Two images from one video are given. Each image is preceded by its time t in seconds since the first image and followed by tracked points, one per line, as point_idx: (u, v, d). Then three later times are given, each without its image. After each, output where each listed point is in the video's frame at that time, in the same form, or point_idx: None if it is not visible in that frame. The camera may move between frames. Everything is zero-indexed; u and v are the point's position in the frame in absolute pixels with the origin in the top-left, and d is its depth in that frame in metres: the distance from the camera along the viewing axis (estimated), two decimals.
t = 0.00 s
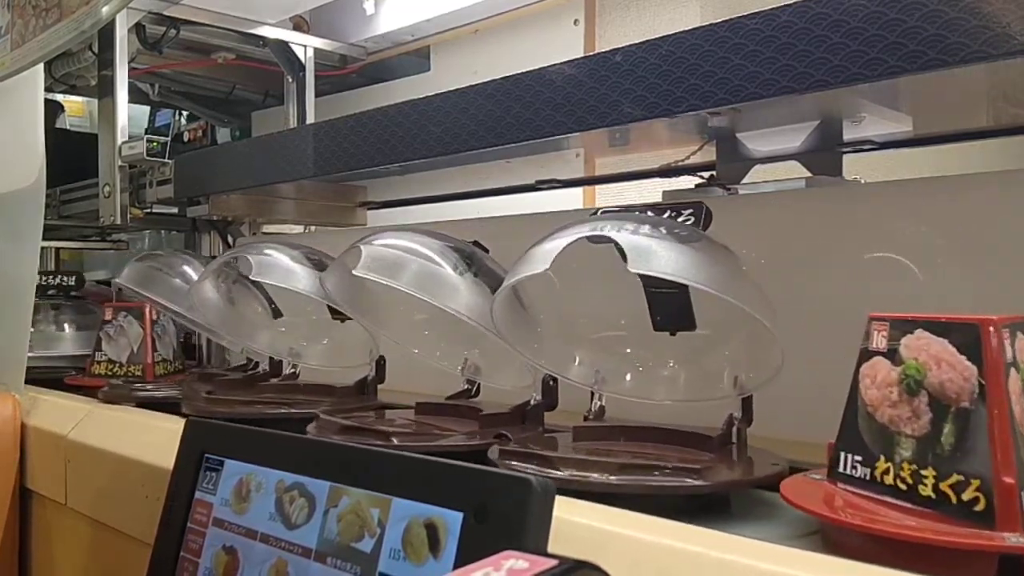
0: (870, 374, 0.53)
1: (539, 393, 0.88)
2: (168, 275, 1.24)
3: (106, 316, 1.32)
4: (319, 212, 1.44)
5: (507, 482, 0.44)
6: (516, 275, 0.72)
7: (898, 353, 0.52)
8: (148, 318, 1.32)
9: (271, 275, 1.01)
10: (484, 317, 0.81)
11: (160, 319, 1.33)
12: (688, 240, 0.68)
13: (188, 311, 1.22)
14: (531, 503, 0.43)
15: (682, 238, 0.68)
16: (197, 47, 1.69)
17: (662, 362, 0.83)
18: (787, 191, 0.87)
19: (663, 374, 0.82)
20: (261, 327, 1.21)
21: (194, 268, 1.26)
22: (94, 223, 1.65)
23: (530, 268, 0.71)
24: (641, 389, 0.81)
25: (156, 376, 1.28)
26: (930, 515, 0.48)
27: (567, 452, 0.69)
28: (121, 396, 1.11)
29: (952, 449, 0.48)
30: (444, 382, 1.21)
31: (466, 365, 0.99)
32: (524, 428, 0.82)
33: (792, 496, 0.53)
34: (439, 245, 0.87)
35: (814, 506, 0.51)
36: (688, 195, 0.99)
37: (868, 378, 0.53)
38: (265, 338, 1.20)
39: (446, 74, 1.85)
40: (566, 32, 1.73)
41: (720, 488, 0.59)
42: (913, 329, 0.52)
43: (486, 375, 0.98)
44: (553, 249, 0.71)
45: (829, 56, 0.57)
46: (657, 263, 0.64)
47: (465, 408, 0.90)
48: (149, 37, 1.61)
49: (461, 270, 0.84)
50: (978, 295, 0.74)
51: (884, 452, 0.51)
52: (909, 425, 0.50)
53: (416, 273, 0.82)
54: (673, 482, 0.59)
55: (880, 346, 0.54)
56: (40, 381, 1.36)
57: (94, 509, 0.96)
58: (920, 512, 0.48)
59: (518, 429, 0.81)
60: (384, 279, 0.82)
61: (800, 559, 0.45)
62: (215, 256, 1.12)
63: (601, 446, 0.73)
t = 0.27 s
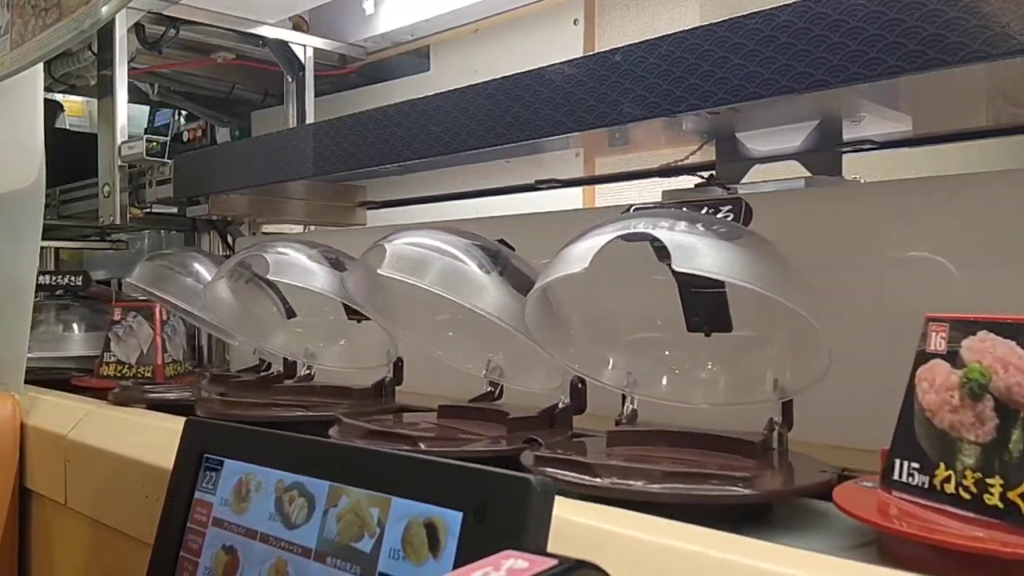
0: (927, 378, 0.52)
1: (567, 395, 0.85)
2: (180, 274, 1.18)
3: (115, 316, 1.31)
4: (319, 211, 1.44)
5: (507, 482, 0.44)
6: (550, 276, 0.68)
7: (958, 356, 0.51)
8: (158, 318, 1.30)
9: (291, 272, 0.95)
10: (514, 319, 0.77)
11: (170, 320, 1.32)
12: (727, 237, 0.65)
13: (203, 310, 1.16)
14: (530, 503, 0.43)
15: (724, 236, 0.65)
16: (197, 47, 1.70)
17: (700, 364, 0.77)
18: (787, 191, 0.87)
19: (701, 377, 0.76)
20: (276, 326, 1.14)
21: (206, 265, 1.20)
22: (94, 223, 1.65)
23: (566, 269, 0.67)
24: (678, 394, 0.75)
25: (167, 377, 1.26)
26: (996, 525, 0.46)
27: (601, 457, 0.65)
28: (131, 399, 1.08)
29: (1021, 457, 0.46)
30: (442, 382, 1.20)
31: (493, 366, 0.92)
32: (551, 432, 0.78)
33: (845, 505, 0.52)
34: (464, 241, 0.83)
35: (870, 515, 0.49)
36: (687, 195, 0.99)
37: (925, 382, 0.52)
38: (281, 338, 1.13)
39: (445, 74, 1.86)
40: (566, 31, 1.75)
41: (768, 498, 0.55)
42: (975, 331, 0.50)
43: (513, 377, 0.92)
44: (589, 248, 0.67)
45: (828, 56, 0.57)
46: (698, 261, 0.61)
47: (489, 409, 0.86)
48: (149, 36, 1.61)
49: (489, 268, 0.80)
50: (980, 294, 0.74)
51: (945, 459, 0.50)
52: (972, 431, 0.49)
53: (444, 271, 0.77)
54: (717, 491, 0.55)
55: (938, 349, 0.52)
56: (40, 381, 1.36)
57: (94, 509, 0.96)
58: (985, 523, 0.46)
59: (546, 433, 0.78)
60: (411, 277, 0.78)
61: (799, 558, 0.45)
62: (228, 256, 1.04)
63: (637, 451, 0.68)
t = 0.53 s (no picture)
0: (990, 382, 0.50)
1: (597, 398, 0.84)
2: (189, 271, 1.13)
3: (125, 316, 1.30)
4: (319, 211, 1.44)
5: (508, 482, 0.44)
6: (590, 276, 0.64)
7: None
8: (169, 318, 1.29)
9: (307, 270, 0.91)
10: (544, 318, 0.74)
11: (181, 320, 1.31)
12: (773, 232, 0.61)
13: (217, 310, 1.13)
14: (531, 503, 0.43)
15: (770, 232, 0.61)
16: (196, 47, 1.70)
17: (741, 366, 0.74)
18: (786, 191, 0.87)
19: (743, 380, 0.73)
20: (294, 328, 1.12)
21: (216, 261, 1.15)
22: (94, 223, 1.65)
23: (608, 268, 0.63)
24: (718, 398, 0.73)
25: (178, 379, 1.24)
26: None
27: (633, 463, 0.63)
28: (144, 400, 1.06)
29: None
30: (441, 381, 1.21)
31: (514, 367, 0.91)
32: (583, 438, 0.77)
33: (904, 515, 0.50)
34: (489, 237, 0.79)
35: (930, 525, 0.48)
36: (687, 194, 0.99)
37: (988, 386, 0.50)
38: (298, 339, 1.12)
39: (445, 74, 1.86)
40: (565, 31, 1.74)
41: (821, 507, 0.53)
42: None
43: (538, 380, 0.91)
44: (630, 245, 0.63)
45: (828, 56, 0.57)
46: (748, 259, 0.58)
47: (514, 412, 0.83)
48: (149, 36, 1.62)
49: (518, 265, 0.76)
50: (981, 294, 0.74)
51: (1010, 469, 0.48)
52: None
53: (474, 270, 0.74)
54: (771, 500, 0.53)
55: (1003, 351, 0.51)
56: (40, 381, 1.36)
57: (94, 509, 0.96)
58: None
59: (578, 439, 0.77)
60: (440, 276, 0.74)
61: (797, 558, 0.45)
62: (244, 255, 1.01)
63: (678, 457, 0.66)
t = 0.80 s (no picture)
0: None
1: (629, 401, 0.81)
2: (207, 271, 1.12)
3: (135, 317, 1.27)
4: (319, 211, 1.44)
5: (508, 482, 0.44)
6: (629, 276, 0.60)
7: None
8: (181, 318, 1.26)
9: (324, 266, 0.88)
10: (576, 318, 0.71)
11: (193, 320, 1.28)
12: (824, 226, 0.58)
13: (234, 312, 1.11)
14: (531, 502, 0.43)
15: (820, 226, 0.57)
16: (196, 47, 1.70)
17: (786, 368, 0.72)
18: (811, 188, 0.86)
19: (788, 383, 0.71)
20: (313, 330, 1.11)
21: (235, 262, 1.13)
22: (93, 222, 1.65)
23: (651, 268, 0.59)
24: (761, 402, 0.70)
25: (190, 380, 1.22)
26: None
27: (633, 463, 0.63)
28: (159, 404, 1.04)
29: None
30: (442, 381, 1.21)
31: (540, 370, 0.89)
32: (617, 443, 0.75)
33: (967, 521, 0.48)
34: (515, 234, 0.75)
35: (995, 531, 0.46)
36: (687, 195, 0.99)
37: None
38: (317, 341, 1.11)
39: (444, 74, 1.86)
40: (565, 31, 1.74)
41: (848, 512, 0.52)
42: None
43: (566, 383, 0.88)
44: (672, 243, 0.59)
45: (828, 56, 0.57)
46: (801, 258, 0.54)
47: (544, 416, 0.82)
48: (148, 36, 1.62)
49: (547, 263, 0.73)
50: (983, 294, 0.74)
51: None
52: None
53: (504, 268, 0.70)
54: (826, 511, 0.51)
55: None
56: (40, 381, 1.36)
57: (94, 509, 0.96)
58: None
59: (613, 444, 0.75)
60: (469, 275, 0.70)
61: (798, 557, 0.45)
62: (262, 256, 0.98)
63: (721, 463, 0.65)
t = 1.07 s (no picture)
0: None
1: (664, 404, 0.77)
2: (220, 269, 1.10)
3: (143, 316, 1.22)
4: (318, 211, 1.44)
5: (508, 482, 0.44)
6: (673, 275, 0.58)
7: None
8: (191, 319, 1.22)
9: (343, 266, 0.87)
10: (610, 317, 0.69)
11: (203, 321, 1.24)
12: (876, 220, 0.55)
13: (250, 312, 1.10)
14: (530, 502, 0.43)
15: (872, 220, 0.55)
16: (195, 46, 1.70)
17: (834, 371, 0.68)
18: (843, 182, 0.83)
19: (837, 386, 0.67)
20: (331, 330, 1.08)
21: (248, 260, 1.11)
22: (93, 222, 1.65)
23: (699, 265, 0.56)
24: (807, 407, 0.67)
25: (202, 381, 1.18)
26: None
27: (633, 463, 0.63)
28: (172, 405, 1.00)
29: None
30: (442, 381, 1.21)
31: (568, 370, 0.86)
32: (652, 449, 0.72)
33: None
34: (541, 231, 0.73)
35: None
36: (687, 194, 0.99)
37: None
38: (336, 341, 1.08)
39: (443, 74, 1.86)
40: (564, 30, 1.74)
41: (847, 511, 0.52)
42: None
43: (597, 386, 0.85)
44: (718, 241, 0.57)
45: (827, 55, 0.57)
46: (857, 253, 0.52)
47: (574, 420, 0.79)
48: (148, 35, 1.62)
49: (578, 260, 0.71)
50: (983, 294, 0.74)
51: None
52: None
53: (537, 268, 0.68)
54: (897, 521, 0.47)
55: None
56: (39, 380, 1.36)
57: (94, 508, 0.96)
58: None
59: (648, 450, 0.72)
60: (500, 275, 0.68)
61: (798, 557, 0.45)
62: (280, 256, 0.96)
63: (769, 470, 0.62)
